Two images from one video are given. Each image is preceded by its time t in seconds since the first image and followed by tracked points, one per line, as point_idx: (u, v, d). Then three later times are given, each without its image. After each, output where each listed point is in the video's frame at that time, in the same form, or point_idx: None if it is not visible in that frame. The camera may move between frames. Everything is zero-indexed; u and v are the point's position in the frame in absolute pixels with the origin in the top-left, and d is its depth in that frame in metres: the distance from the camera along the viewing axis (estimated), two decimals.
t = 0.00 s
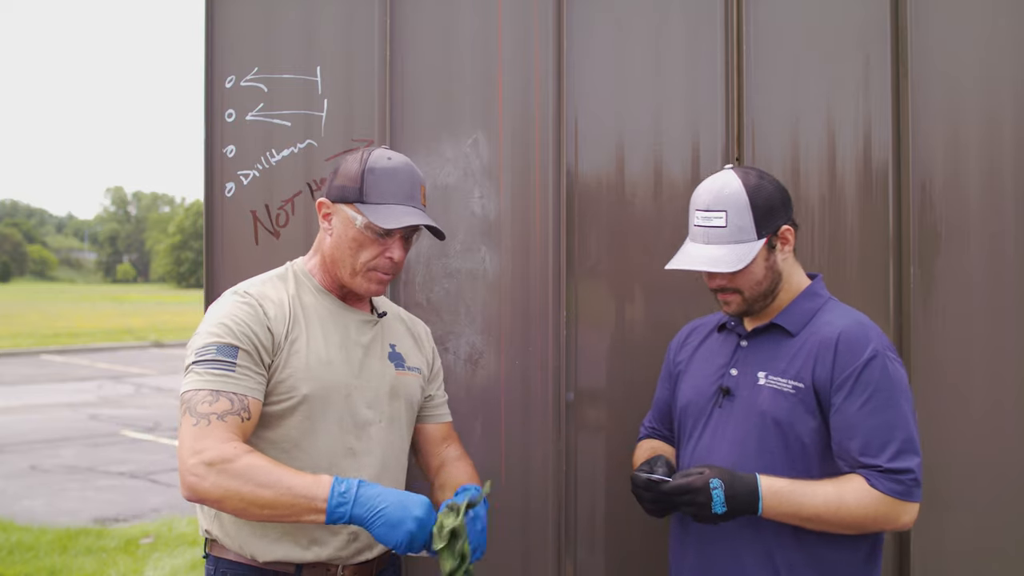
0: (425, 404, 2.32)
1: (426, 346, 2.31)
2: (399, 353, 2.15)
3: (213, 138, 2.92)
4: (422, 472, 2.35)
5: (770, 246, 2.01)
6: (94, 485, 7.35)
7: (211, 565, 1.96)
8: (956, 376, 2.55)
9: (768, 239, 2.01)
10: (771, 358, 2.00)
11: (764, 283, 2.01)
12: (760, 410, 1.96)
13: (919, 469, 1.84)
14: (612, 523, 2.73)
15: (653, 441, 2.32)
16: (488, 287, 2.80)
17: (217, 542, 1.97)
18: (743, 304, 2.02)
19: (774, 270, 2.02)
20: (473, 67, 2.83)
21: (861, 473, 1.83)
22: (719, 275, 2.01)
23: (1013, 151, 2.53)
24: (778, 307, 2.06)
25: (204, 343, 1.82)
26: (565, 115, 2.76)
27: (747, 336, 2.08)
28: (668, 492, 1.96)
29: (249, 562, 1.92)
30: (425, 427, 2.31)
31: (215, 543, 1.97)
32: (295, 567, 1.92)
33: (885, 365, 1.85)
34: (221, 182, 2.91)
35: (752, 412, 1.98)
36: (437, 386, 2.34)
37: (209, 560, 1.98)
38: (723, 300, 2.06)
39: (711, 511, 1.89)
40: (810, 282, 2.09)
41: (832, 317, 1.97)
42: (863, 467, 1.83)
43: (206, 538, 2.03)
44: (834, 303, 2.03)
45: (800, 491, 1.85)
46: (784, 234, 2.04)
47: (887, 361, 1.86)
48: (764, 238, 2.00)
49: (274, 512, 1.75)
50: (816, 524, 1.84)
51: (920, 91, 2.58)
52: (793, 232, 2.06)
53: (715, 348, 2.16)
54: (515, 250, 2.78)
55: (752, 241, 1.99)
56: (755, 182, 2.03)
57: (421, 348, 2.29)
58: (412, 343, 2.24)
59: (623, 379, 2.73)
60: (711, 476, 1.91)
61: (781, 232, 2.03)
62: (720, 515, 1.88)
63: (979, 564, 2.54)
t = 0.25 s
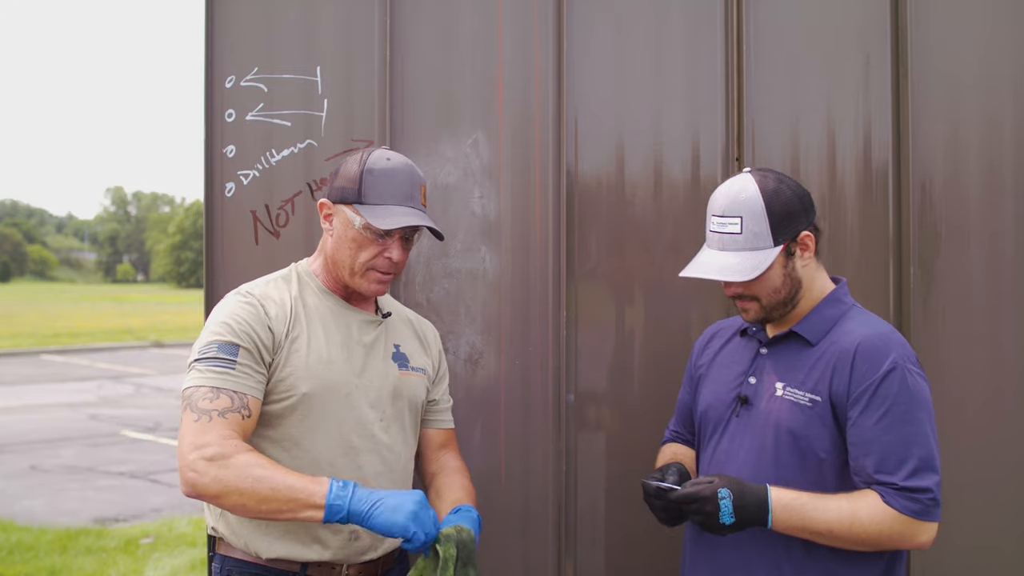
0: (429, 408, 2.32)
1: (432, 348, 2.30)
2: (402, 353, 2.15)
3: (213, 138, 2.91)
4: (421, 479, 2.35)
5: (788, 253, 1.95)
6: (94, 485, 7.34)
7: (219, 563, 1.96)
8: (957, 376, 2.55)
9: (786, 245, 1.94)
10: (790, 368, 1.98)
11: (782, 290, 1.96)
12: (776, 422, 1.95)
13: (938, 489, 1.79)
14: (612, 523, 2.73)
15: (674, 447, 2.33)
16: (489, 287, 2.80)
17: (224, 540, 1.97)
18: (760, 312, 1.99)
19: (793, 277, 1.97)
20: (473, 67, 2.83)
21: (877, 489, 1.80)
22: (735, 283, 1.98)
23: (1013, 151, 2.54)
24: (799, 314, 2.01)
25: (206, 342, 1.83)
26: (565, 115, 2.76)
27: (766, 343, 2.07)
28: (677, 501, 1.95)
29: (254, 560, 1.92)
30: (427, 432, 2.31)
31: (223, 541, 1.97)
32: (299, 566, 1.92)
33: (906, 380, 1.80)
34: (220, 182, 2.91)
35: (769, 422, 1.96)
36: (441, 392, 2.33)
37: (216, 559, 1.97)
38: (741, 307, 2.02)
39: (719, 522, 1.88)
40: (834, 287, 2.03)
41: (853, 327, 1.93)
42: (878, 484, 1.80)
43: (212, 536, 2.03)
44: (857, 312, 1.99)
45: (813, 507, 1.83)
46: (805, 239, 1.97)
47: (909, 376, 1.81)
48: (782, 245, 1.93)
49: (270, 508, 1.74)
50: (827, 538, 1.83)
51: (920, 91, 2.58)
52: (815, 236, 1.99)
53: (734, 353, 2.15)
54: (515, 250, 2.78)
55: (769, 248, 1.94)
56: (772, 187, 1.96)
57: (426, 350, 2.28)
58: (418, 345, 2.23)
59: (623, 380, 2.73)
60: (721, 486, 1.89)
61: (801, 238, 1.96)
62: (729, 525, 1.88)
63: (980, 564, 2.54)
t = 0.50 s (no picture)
0: (429, 410, 2.32)
1: (434, 348, 2.31)
2: (406, 354, 2.15)
3: (213, 138, 2.91)
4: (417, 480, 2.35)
5: (786, 252, 1.96)
6: (94, 485, 7.35)
7: (220, 563, 1.96)
8: (956, 376, 2.55)
9: (784, 244, 1.95)
10: (787, 369, 1.98)
11: (779, 290, 1.97)
12: (772, 422, 1.95)
13: (933, 492, 1.80)
14: (612, 524, 2.73)
15: (667, 441, 2.33)
16: (489, 287, 2.80)
17: (226, 541, 1.97)
18: (757, 311, 1.99)
19: (790, 276, 1.97)
20: (473, 67, 2.83)
21: (872, 492, 1.81)
22: (732, 282, 1.98)
23: (1013, 151, 2.53)
24: (796, 313, 2.02)
25: (209, 344, 1.83)
26: (565, 115, 2.76)
27: (762, 343, 2.07)
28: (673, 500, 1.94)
29: (257, 560, 1.92)
30: (427, 433, 2.31)
31: (225, 541, 1.97)
32: (302, 566, 1.92)
33: (903, 383, 1.80)
34: (220, 182, 2.91)
35: (764, 422, 1.96)
36: (441, 393, 2.33)
37: (218, 559, 1.97)
38: (737, 305, 2.03)
39: (715, 522, 1.88)
40: (831, 287, 2.04)
41: (850, 329, 1.93)
42: (874, 486, 1.81)
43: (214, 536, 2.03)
44: (854, 313, 1.99)
45: (806, 506, 1.84)
46: (803, 239, 1.97)
47: (905, 379, 1.81)
48: (781, 244, 1.94)
49: (268, 514, 1.75)
50: (821, 540, 1.83)
51: (920, 91, 2.58)
52: (813, 236, 2.00)
53: (729, 353, 2.15)
54: (515, 250, 2.78)
55: (768, 247, 1.94)
56: (771, 186, 1.96)
57: (429, 349, 2.28)
58: (420, 345, 2.23)
59: (623, 380, 2.73)
60: (717, 487, 1.89)
61: (800, 238, 1.96)
62: (724, 526, 1.88)
63: (980, 564, 2.54)
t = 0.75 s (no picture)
0: (429, 410, 2.32)
1: (434, 348, 2.31)
2: (406, 353, 2.15)
3: (213, 138, 2.91)
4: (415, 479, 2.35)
5: (760, 248, 1.99)
6: (94, 485, 7.34)
7: (219, 564, 1.96)
8: (956, 376, 2.55)
9: (759, 240, 1.99)
10: (762, 363, 1.99)
11: (754, 286, 1.99)
12: (749, 415, 1.96)
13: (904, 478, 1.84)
14: (612, 524, 2.73)
15: (631, 438, 2.31)
16: (489, 287, 2.80)
17: (226, 541, 1.96)
18: (732, 307, 2.01)
19: (764, 273, 2.00)
20: (473, 67, 2.83)
21: (848, 481, 1.84)
22: (708, 277, 2.00)
23: (1013, 151, 2.53)
24: (769, 310, 2.04)
25: (203, 345, 1.83)
26: (565, 116, 2.76)
27: (736, 339, 2.07)
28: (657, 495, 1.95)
29: (256, 561, 1.92)
30: (426, 434, 2.31)
31: (224, 542, 1.97)
32: (301, 568, 1.92)
33: (876, 375, 1.84)
34: (220, 182, 2.91)
35: (741, 416, 1.97)
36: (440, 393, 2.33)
37: (216, 560, 1.97)
38: (713, 302, 2.05)
39: (699, 515, 1.88)
40: (802, 286, 2.07)
41: (822, 323, 1.96)
42: (850, 475, 1.84)
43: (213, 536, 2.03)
44: (824, 308, 2.02)
45: (786, 496, 1.85)
46: (776, 236, 2.02)
47: (877, 371, 1.85)
48: (755, 240, 1.98)
49: (259, 520, 1.75)
50: (801, 529, 1.85)
51: (920, 91, 2.58)
52: (786, 234, 2.04)
53: (699, 347, 2.15)
54: (515, 250, 2.78)
55: (744, 242, 1.97)
56: (748, 184, 2.00)
57: (429, 349, 2.28)
58: (420, 345, 2.23)
59: (623, 380, 2.73)
60: (700, 480, 1.89)
61: (773, 234, 2.01)
62: (709, 518, 1.87)
63: (980, 565, 2.54)
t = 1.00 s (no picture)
0: (429, 409, 2.31)
1: (434, 348, 2.31)
2: (405, 355, 2.15)
3: (213, 138, 2.91)
4: (416, 479, 2.34)
5: (725, 246, 2.02)
6: (94, 485, 7.34)
7: (215, 565, 1.96)
8: (956, 377, 2.55)
9: (724, 238, 2.01)
10: (735, 359, 2.00)
11: (719, 282, 2.01)
12: (725, 410, 1.97)
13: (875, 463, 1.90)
14: (613, 524, 2.73)
15: (598, 440, 2.30)
16: (489, 287, 2.80)
17: (221, 542, 1.96)
18: (699, 303, 2.03)
19: (729, 270, 2.03)
20: (473, 67, 2.83)
21: (825, 468, 1.88)
22: (675, 273, 2.02)
23: (1013, 151, 2.53)
24: (735, 307, 2.06)
25: (199, 346, 1.83)
26: (565, 116, 2.76)
27: (707, 337, 2.08)
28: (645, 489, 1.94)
29: (252, 563, 1.92)
30: (427, 434, 2.31)
31: (219, 542, 1.96)
32: (297, 569, 1.92)
33: (845, 365, 1.89)
34: (220, 182, 2.91)
35: (717, 411, 1.98)
36: (441, 393, 2.33)
37: (213, 560, 1.97)
38: (679, 299, 2.06)
39: (688, 505, 1.87)
40: (765, 285, 2.11)
41: (790, 318, 2.00)
42: (826, 462, 1.88)
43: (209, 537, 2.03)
44: (789, 304, 2.06)
45: (769, 484, 1.87)
46: (740, 234, 2.05)
47: (847, 361, 1.90)
48: (720, 237, 2.00)
49: (252, 517, 1.77)
50: (784, 516, 1.87)
51: (920, 91, 2.58)
52: (750, 233, 2.07)
53: (668, 347, 2.16)
54: (515, 250, 2.78)
55: (710, 239, 1.99)
56: (714, 183, 2.04)
57: (428, 350, 2.28)
58: (420, 346, 2.23)
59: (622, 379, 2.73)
60: (687, 471, 1.89)
61: (737, 232, 2.04)
62: (697, 507, 1.87)
63: (980, 565, 2.54)
